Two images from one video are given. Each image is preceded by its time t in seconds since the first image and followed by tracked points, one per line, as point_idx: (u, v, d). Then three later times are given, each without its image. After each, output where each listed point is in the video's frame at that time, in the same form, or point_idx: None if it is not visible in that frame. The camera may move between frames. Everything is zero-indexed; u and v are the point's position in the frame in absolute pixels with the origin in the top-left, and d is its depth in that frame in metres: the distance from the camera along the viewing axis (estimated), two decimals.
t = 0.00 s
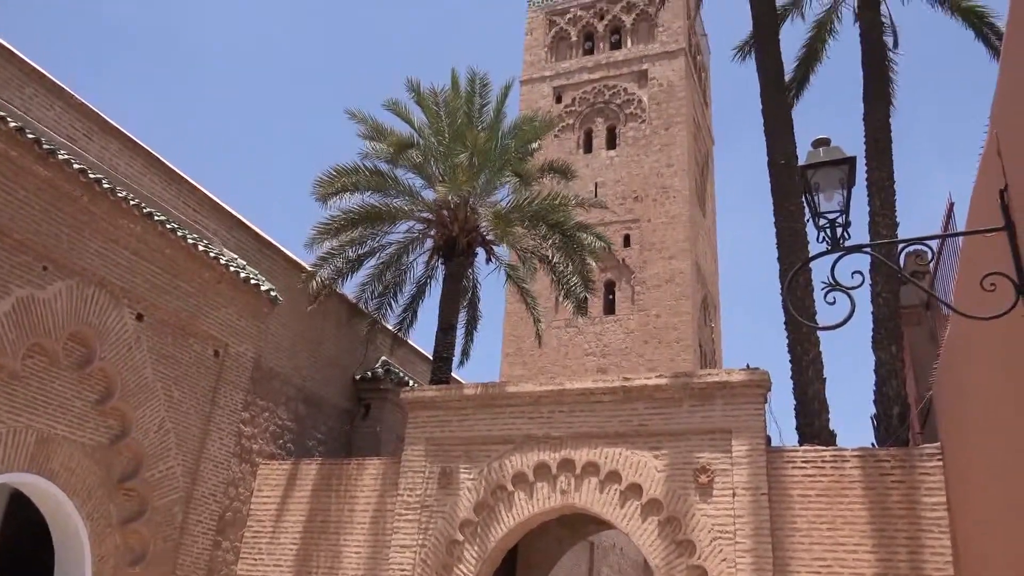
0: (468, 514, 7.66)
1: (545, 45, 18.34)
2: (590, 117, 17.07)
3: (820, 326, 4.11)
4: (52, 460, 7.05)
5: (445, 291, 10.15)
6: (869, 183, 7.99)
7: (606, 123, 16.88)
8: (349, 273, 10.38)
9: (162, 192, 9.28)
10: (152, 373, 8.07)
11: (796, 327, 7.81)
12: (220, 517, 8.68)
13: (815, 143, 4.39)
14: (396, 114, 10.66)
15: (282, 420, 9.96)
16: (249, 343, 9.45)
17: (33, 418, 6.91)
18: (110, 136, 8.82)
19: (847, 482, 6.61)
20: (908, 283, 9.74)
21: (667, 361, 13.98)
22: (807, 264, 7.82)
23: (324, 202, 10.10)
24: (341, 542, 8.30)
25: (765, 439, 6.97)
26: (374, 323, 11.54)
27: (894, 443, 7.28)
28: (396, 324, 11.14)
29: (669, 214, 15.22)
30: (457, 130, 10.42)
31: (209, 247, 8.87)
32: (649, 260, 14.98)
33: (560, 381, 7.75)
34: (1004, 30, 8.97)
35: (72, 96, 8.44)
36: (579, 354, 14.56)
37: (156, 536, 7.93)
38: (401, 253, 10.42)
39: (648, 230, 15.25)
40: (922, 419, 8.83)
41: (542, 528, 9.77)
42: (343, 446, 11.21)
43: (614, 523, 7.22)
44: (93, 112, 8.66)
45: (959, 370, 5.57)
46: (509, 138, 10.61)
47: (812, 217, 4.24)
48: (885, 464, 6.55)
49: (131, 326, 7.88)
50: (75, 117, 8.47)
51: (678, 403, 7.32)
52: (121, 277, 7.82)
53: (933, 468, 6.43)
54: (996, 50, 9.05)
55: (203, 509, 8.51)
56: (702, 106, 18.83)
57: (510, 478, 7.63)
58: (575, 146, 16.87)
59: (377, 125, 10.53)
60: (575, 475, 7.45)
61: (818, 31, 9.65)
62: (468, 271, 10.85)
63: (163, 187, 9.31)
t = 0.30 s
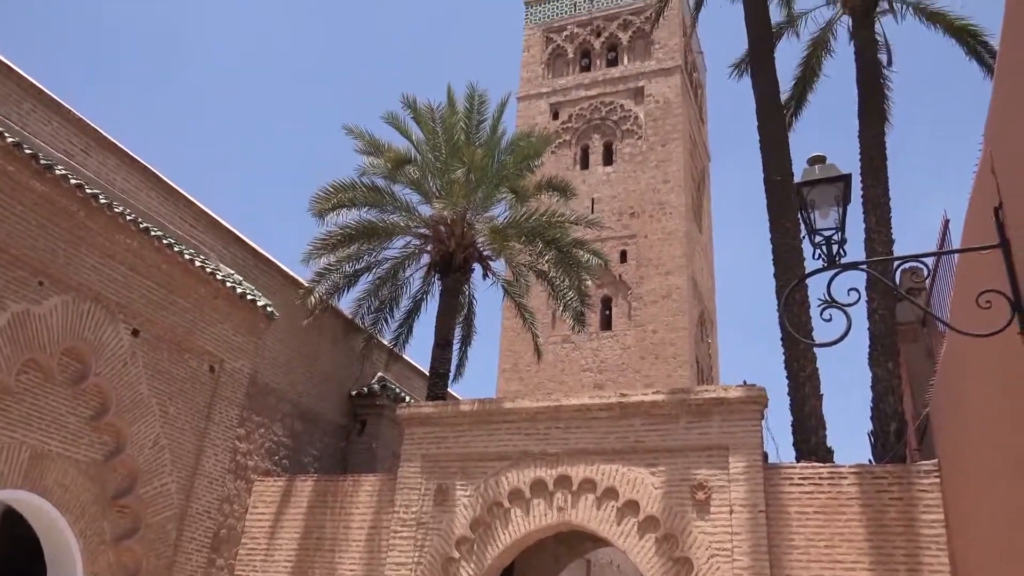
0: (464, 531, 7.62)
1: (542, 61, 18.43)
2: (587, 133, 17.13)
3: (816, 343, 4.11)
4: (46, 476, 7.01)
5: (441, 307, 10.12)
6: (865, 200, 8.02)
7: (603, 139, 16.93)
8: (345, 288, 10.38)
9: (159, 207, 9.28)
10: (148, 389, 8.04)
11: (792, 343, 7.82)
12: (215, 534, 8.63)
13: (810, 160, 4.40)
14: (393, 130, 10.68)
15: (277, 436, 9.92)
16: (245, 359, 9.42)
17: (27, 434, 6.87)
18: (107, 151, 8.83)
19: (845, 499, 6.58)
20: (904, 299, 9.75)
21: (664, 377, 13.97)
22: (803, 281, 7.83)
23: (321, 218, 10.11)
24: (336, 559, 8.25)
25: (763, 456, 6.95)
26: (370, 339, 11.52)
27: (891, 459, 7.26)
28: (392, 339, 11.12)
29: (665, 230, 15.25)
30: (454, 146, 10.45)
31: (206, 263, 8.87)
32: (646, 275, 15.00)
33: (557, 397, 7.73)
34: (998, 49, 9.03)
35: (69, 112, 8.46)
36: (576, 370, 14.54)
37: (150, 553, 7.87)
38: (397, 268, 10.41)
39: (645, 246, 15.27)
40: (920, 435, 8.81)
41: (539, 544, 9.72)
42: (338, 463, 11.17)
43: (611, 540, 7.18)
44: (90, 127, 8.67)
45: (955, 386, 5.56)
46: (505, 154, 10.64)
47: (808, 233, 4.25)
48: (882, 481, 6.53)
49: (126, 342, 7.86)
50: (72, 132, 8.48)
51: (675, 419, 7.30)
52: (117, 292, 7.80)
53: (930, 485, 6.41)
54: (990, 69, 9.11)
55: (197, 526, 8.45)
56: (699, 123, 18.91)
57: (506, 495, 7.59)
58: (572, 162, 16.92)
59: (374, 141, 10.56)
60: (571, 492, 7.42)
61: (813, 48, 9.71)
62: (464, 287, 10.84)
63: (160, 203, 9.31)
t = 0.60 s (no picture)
0: (460, 549, 7.58)
1: (539, 79, 18.51)
2: (583, 150, 17.19)
3: (813, 360, 4.11)
4: (39, 493, 6.96)
5: (438, 322, 10.11)
6: (859, 217, 8.05)
7: (599, 156, 17.00)
8: (342, 304, 10.37)
9: (156, 223, 9.28)
10: (142, 405, 8.01)
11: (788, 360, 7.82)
12: (209, 552, 8.57)
13: (805, 177, 4.42)
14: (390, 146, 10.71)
15: (272, 452, 9.88)
16: (240, 375, 9.40)
17: (20, 450, 6.83)
18: (104, 166, 8.84)
19: (842, 516, 6.56)
20: (899, 315, 9.77)
21: (661, 394, 13.96)
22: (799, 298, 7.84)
23: (317, 234, 10.11)
24: None
25: (759, 473, 6.94)
26: (365, 354, 11.50)
27: (888, 476, 7.25)
28: (388, 355, 11.10)
29: (662, 246, 15.28)
30: (451, 162, 10.48)
31: (202, 278, 8.86)
32: (642, 291, 15.01)
33: (553, 413, 7.72)
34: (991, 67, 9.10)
35: (67, 127, 8.47)
36: (572, 387, 14.53)
37: (143, 570, 7.81)
38: (394, 284, 10.41)
39: (641, 262, 15.29)
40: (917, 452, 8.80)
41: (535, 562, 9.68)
42: (334, 480, 11.11)
43: (607, 557, 7.14)
44: (88, 143, 8.69)
45: (952, 404, 5.56)
46: (502, 170, 10.68)
47: (803, 250, 4.26)
48: (879, 498, 6.52)
49: (121, 357, 7.83)
50: (69, 147, 8.49)
51: (672, 436, 7.29)
52: (112, 308, 7.79)
53: (927, 502, 6.40)
54: (984, 87, 9.17)
55: (191, 543, 8.40)
56: (694, 140, 18.99)
57: (502, 512, 7.56)
58: (569, 178, 16.96)
59: (371, 157, 10.58)
60: (567, 509, 7.39)
61: (808, 66, 9.77)
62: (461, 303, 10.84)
63: (156, 218, 9.31)
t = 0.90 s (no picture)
0: (455, 566, 7.53)
1: (535, 95, 18.60)
2: (579, 166, 17.24)
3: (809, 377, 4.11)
4: (31, 510, 6.91)
5: (434, 338, 10.09)
6: (855, 234, 8.07)
7: (595, 172, 17.06)
8: (337, 319, 10.35)
9: (152, 238, 9.27)
10: (137, 421, 7.97)
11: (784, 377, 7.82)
12: (202, 569, 8.50)
13: (800, 195, 4.44)
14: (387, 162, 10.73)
15: (267, 468, 9.83)
16: (235, 391, 9.36)
17: (13, 467, 6.79)
18: (101, 182, 8.84)
19: (838, 534, 6.54)
20: (895, 332, 9.78)
21: (657, 410, 13.94)
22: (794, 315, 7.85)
23: (314, 249, 10.11)
24: None
25: (756, 490, 6.92)
26: (361, 370, 11.47)
27: (885, 494, 7.22)
28: (384, 371, 11.08)
29: (658, 263, 15.31)
30: (448, 178, 10.50)
31: (198, 294, 8.85)
32: (639, 307, 15.02)
33: (549, 430, 7.70)
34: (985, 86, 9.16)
35: (64, 143, 8.48)
36: (568, 403, 14.50)
37: None
38: (390, 299, 10.40)
39: (638, 278, 15.31)
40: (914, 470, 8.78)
41: None
42: (329, 496, 11.06)
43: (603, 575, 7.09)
44: (85, 158, 8.69)
45: (948, 421, 5.55)
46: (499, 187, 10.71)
47: (799, 268, 4.27)
48: (876, 516, 6.50)
49: (116, 372, 7.80)
50: (66, 163, 8.50)
51: (668, 452, 7.27)
52: (107, 323, 7.76)
53: (924, 520, 6.38)
54: (977, 105, 9.23)
55: (184, 560, 8.33)
56: (690, 157, 19.08)
57: (498, 530, 7.52)
58: (565, 194, 17.00)
59: (368, 173, 10.60)
60: (564, 526, 7.35)
61: (803, 84, 9.82)
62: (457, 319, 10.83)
63: (153, 233, 9.30)
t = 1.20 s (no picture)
0: None
1: (533, 112, 18.69)
2: (577, 182, 17.29)
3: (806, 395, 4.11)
4: (23, 525, 6.87)
5: (430, 354, 10.07)
6: (851, 251, 8.09)
7: (593, 189, 17.11)
8: (334, 334, 10.34)
9: (149, 252, 9.27)
10: (131, 435, 7.93)
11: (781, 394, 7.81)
12: None
13: (797, 213, 4.45)
14: (385, 178, 10.75)
15: (262, 484, 9.78)
16: (231, 405, 9.33)
17: (6, 482, 6.75)
18: (99, 196, 8.85)
19: (836, 552, 6.51)
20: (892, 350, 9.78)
21: (653, 426, 13.91)
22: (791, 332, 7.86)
23: (311, 264, 10.12)
24: None
25: (753, 508, 6.90)
26: (358, 385, 11.45)
27: (882, 512, 7.20)
28: (381, 386, 11.05)
29: (655, 279, 15.33)
30: (446, 194, 10.52)
31: (194, 308, 8.84)
32: (636, 323, 15.03)
33: (545, 446, 7.67)
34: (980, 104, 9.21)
35: (62, 157, 8.50)
36: (565, 419, 14.47)
37: None
38: (387, 315, 10.39)
39: (634, 294, 15.33)
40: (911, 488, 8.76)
41: None
42: (323, 512, 11.00)
43: None
44: (83, 173, 8.71)
45: (946, 438, 5.53)
46: (497, 203, 10.73)
47: (795, 285, 4.28)
48: (873, 534, 6.47)
49: (111, 387, 7.78)
50: (64, 177, 8.51)
51: (664, 470, 7.25)
52: (102, 337, 7.74)
53: (920, 539, 6.36)
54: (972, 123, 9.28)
55: None
56: (688, 174, 19.15)
57: (494, 547, 7.47)
58: (562, 210, 17.04)
59: (366, 188, 10.62)
60: (560, 543, 7.31)
61: (799, 102, 9.87)
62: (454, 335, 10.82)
63: (150, 247, 9.31)
